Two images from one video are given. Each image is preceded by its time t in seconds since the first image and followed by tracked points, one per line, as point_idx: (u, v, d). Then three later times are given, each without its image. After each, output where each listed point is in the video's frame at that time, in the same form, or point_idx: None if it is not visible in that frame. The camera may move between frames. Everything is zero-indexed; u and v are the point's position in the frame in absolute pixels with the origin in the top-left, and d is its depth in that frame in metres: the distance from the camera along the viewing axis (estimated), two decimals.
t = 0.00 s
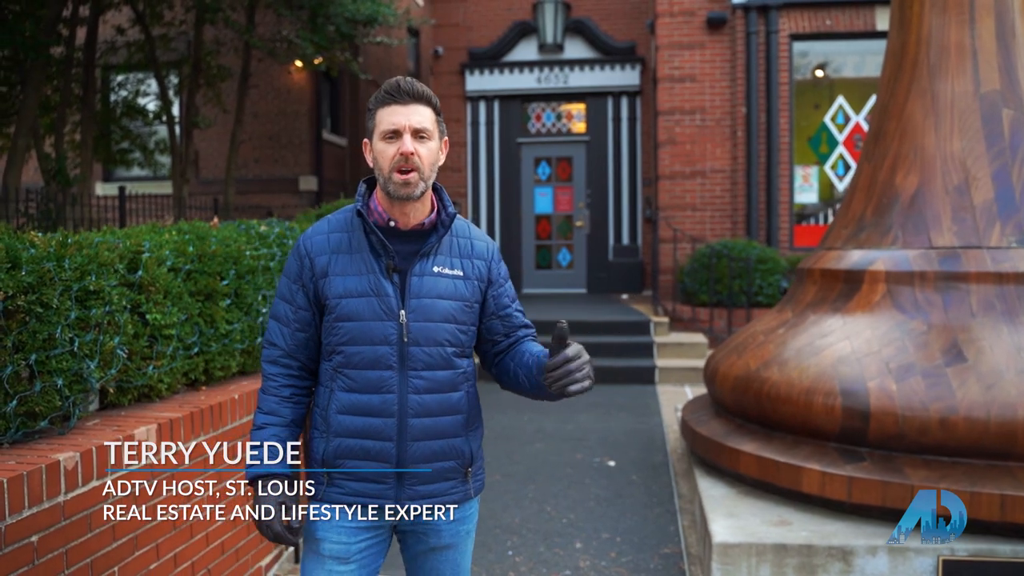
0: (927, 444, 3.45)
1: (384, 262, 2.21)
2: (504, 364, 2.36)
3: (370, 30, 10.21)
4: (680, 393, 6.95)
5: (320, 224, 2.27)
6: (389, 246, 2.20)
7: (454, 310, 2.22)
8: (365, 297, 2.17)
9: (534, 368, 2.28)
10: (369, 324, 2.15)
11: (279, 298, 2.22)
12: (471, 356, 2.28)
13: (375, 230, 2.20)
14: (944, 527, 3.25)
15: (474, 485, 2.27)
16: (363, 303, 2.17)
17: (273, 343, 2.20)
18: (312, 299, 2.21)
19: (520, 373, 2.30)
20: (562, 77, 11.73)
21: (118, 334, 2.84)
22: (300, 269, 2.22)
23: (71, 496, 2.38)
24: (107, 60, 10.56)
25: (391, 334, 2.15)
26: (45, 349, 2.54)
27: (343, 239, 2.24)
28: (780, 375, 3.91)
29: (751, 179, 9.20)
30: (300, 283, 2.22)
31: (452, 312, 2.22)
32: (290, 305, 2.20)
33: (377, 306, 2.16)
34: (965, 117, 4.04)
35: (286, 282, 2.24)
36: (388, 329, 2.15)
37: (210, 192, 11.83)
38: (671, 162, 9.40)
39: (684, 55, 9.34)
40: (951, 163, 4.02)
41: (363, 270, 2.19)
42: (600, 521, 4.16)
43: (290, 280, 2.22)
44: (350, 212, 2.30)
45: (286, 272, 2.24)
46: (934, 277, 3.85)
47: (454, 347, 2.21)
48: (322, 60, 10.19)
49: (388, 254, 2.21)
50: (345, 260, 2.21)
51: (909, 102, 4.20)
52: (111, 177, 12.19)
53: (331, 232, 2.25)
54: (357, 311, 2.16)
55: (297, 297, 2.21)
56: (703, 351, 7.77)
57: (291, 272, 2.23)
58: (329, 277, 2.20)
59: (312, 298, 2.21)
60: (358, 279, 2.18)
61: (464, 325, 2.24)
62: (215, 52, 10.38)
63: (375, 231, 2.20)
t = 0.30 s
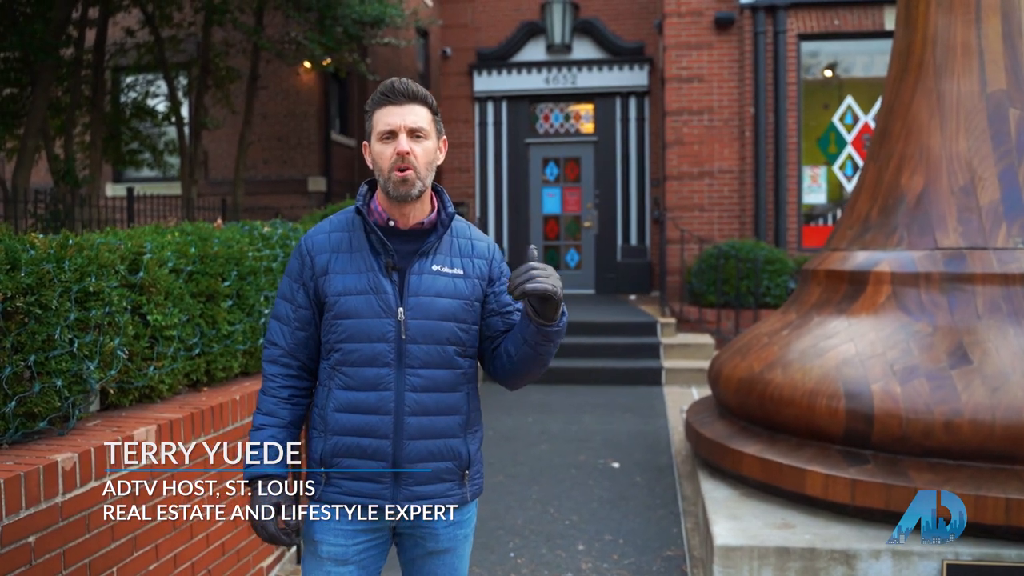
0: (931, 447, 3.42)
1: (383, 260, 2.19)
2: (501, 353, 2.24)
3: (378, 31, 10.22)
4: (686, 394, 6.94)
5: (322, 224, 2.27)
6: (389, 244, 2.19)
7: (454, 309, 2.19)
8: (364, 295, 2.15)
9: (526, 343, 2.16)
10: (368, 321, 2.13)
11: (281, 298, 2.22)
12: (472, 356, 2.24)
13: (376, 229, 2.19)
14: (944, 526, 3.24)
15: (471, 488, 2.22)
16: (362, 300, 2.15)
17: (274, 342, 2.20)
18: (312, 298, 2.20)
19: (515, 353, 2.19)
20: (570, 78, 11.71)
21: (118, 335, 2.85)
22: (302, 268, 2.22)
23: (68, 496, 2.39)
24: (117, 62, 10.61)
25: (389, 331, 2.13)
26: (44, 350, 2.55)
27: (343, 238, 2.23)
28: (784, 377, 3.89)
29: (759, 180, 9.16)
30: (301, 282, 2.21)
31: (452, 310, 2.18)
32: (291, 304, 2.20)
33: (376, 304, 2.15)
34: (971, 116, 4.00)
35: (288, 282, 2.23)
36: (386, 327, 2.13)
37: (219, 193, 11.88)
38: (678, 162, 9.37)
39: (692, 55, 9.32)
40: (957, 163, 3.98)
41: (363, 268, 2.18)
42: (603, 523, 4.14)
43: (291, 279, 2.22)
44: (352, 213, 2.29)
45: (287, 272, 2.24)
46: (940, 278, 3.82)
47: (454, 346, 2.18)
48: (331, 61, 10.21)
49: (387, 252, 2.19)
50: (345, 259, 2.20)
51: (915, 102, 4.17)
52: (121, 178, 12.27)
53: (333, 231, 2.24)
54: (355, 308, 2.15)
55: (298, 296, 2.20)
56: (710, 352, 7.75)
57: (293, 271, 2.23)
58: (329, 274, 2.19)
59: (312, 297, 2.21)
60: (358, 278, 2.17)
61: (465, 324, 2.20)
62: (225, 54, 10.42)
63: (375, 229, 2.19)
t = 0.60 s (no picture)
0: (940, 449, 3.38)
1: (382, 260, 2.17)
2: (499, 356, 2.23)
3: (386, 31, 10.21)
4: (693, 395, 6.91)
5: (321, 225, 2.25)
6: (387, 243, 2.17)
7: (454, 308, 2.17)
8: (363, 294, 2.14)
9: (522, 352, 2.16)
10: (367, 321, 2.12)
11: (279, 299, 2.21)
12: (472, 356, 2.23)
13: (374, 228, 2.18)
14: (944, 527, 3.22)
15: (471, 490, 2.20)
16: (361, 300, 2.14)
17: (273, 343, 2.18)
18: (311, 298, 2.19)
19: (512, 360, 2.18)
20: (579, 78, 11.68)
21: (120, 335, 2.84)
22: (301, 269, 2.20)
23: (69, 496, 2.38)
24: (127, 62, 10.64)
25: (388, 331, 2.12)
26: (45, 350, 2.55)
27: (342, 238, 2.21)
28: (791, 377, 3.85)
29: (768, 179, 9.12)
30: (300, 282, 2.20)
31: (451, 310, 2.17)
32: (289, 305, 2.19)
33: (375, 303, 2.13)
34: (981, 115, 3.96)
35: (287, 283, 2.22)
36: (385, 326, 2.12)
37: (228, 193, 11.91)
38: (687, 162, 9.34)
39: (700, 54, 9.28)
40: (967, 162, 3.94)
41: (362, 268, 2.16)
42: (609, 524, 4.12)
43: (290, 280, 2.21)
44: (351, 213, 2.27)
45: (286, 273, 2.22)
46: (949, 278, 3.78)
47: (454, 346, 2.16)
48: (339, 61, 10.21)
49: (386, 252, 2.18)
50: (344, 258, 2.18)
51: (924, 100, 4.13)
52: (130, 178, 12.33)
53: (332, 231, 2.23)
54: (354, 308, 2.13)
55: (297, 296, 2.19)
56: (718, 352, 7.71)
57: (292, 272, 2.21)
58: (328, 274, 2.17)
59: (311, 297, 2.19)
60: (356, 277, 2.15)
61: (464, 324, 2.19)
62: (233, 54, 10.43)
63: (373, 228, 2.18)
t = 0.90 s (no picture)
0: (946, 447, 3.34)
1: (376, 255, 2.14)
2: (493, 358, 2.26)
3: (390, 26, 10.18)
4: (697, 391, 6.87)
5: (313, 219, 2.22)
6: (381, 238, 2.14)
7: (449, 304, 2.15)
8: (356, 290, 2.11)
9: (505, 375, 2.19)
10: (361, 316, 2.09)
11: (270, 295, 2.17)
12: (467, 351, 2.20)
13: (367, 223, 2.14)
14: (944, 527, 3.18)
15: (468, 488, 2.19)
16: (355, 295, 2.11)
17: (265, 340, 2.16)
18: (303, 294, 2.16)
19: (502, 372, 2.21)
20: (583, 72, 11.63)
21: (116, 331, 2.81)
22: (292, 264, 2.17)
23: (63, 494, 2.36)
24: (131, 57, 10.63)
25: (382, 327, 2.09)
26: (39, 346, 2.53)
27: (335, 232, 2.18)
28: (795, 374, 3.81)
29: (774, 174, 9.07)
30: (292, 278, 2.17)
31: (447, 305, 2.14)
32: (281, 301, 2.16)
33: (369, 299, 2.10)
34: (989, 110, 3.91)
35: (278, 279, 2.19)
36: (379, 322, 2.09)
37: (233, 188, 11.92)
38: (692, 157, 9.29)
39: (706, 49, 9.23)
40: (974, 157, 3.89)
41: (355, 263, 2.13)
42: (610, 522, 4.09)
43: (281, 275, 2.18)
44: (343, 207, 2.24)
45: (277, 269, 2.19)
46: (956, 274, 3.74)
47: (449, 342, 2.13)
48: (343, 56, 10.18)
49: (380, 246, 2.14)
50: (337, 253, 2.15)
51: (931, 94, 4.08)
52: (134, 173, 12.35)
53: (324, 226, 2.19)
54: (347, 303, 2.10)
55: (288, 292, 2.16)
56: (722, 349, 7.67)
57: (283, 268, 2.18)
58: (320, 269, 2.14)
59: (303, 292, 2.16)
60: (350, 272, 2.12)
61: (460, 319, 2.16)
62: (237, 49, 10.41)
63: (366, 223, 2.14)
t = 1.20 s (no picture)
0: (938, 448, 3.32)
1: (357, 254, 2.11)
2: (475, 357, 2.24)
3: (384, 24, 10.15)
4: (690, 391, 6.85)
5: (293, 219, 2.19)
6: (361, 237, 2.12)
7: (431, 303, 2.12)
8: (337, 290, 2.08)
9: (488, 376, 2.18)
10: (341, 317, 2.06)
11: (249, 297, 2.15)
12: (448, 351, 2.18)
13: (348, 222, 2.12)
14: (944, 527, 3.16)
15: (450, 491, 2.16)
16: (335, 295, 2.08)
17: (244, 342, 2.13)
18: (282, 294, 2.14)
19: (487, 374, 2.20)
20: (577, 71, 11.62)
21: (99, 332, 2.78)
22: (271, 265, 2.14)
23: (44, 497, 2.33)
24: (123, 55, 10.59)
25: (363, 327, 2.06)
26: (20, 347, 2.50)
27: (315, 232, 2.15)
28: (786, 374, 3.80)
29: (767, 173, 9.06)
30: (271, 279, 2.14)
31: (429, 305, 2.12)
32: (260, 303, 2.13)
33: (350, 299, 2.07)
34: (981, 108, 3.89)
35: (257, 281, 2.16)
36: (360, 323, 2.06)
37: (226, 187, 11.89)
38: (686, 156, 9.27)
39: (700, 47, 9.21)
40: (967, 156, 3.87)
41: (336, 263, 2.10)
42: (601, 523, 4.06)
43: (260, 277, 2.15)
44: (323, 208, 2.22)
45: (256, 270, 2.16)
46: (948, 274, 3.72)
47: (431, 342, 2.11)
48: (337, 55, 10.16)
49: (361, 245, 2.12)
50: (317, 253, 2.12)
51: (923, 92, 4.06)
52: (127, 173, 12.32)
53: (304, 226, 2.17)
54: (328, 304, 2.07)
55: (268, 293, 2.13)
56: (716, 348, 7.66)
57: (262, 269, 2.16)
58: (300, 270, 2.12)
59: (283, 294, 2.14)
60: (330, 272, 2.10)
61: (442, 319, 2.14)
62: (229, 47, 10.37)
63: (347, 222, 2.12)
